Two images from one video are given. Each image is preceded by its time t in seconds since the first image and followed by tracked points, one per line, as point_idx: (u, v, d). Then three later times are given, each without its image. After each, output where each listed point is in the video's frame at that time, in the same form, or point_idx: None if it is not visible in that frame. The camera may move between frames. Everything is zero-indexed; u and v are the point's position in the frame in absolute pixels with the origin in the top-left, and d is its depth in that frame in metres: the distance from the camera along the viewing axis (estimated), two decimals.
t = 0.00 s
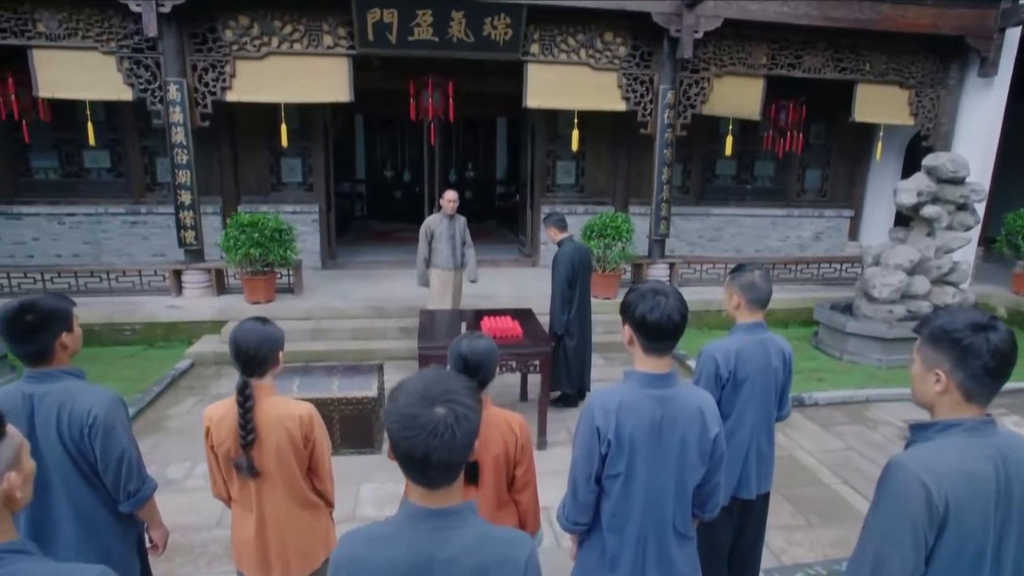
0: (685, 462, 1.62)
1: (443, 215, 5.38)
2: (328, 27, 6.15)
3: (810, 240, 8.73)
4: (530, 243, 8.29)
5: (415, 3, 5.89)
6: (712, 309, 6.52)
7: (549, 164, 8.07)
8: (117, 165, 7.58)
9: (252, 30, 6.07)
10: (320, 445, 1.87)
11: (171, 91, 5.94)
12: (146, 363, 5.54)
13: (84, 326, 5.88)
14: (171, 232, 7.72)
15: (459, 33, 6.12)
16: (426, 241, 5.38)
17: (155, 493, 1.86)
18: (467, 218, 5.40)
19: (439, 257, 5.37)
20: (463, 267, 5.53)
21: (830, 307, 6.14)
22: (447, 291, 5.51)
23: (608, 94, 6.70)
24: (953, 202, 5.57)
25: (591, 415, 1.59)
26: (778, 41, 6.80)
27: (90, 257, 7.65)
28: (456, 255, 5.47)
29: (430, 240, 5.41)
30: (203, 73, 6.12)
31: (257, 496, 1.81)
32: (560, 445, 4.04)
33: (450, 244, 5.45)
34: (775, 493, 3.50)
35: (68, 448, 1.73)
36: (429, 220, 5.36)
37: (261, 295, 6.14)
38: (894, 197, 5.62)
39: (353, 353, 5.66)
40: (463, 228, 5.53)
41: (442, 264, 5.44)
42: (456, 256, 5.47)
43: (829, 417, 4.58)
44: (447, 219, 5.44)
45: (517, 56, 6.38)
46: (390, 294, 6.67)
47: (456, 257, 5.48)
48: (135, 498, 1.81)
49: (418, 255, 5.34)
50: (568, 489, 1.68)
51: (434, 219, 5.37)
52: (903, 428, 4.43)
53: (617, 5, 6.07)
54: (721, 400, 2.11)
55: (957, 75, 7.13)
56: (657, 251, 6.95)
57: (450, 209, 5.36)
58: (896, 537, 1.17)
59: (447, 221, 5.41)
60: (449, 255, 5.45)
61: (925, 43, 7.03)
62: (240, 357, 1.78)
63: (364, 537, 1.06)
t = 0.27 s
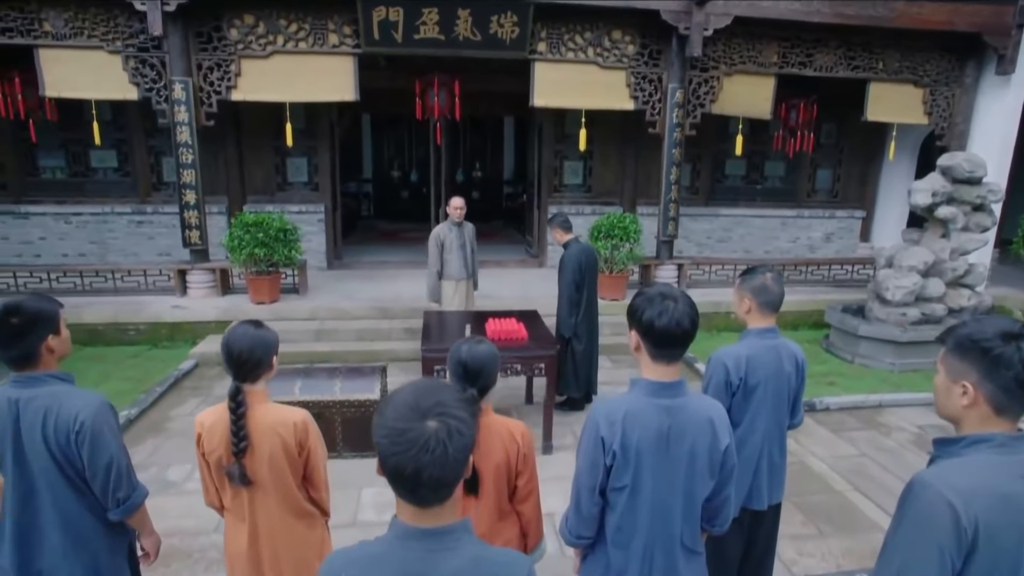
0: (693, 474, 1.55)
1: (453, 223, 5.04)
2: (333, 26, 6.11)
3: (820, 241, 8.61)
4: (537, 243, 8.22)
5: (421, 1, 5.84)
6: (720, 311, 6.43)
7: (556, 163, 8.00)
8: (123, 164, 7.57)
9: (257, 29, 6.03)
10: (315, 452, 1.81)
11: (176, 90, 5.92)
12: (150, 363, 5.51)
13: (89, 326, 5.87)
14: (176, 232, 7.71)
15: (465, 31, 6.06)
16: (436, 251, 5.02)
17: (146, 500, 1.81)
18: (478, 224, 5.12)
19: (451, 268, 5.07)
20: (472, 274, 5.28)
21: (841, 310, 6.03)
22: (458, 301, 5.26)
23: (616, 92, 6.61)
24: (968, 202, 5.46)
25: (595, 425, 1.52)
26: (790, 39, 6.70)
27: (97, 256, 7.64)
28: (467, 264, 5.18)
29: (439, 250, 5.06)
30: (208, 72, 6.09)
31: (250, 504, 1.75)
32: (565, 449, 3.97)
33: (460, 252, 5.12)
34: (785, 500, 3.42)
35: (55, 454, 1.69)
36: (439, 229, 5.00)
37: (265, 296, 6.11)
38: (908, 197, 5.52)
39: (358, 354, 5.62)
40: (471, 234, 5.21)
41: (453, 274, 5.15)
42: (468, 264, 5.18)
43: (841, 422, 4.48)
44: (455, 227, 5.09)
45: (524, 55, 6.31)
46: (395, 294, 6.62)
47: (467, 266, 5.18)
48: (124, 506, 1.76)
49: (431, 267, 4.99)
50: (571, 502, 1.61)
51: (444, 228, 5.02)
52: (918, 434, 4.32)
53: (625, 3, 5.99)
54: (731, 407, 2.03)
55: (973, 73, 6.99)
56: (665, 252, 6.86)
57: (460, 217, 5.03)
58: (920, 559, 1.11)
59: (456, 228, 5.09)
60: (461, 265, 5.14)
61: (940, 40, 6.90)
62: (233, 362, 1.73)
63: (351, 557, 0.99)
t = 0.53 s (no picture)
0: (703, 489, 1.47)
1: (462, 225, 4.85)
2: (339, 24, 6.06)
3: (831, 243, 8.48)
4: (544, 243, 8.14)
5: None
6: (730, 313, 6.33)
7: (564, 163, 7.92)
8: (130, 164, 7.57)
9: (263, 28, 6.00)
10: (310, 463, 1.75)
11: (181, 90, 5.89)
12: (154, 364, 5.49)
13: (94, 326, 5.85)
14: (183, 232, 7.69)
15: (471, 30, 6.00)
16: (447, 254, 4.85)
17: (136, 509, 1.76)
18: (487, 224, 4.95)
19: (462, 271, 4.92)
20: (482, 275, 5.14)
21: (853, 313, 5.92)
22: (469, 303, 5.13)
23: (625, 91, 6.53)
24: (985, 203, 5.34)
25: (600, 436, 1.45)
26: (801, 37, 6.59)
27: (103, 256, 7.64)
28: (477, 266, 5.02)
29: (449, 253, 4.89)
30: (213, 72, 6.06)
31: (241, 515, 1.70)
32: (572, 455, 3.90)
33: (470, 254, 4.96)
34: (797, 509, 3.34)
35: (40, 461, 1.64)
36: (449, 232, 4.82)
37: (269, 296, 6.07)
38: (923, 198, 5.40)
39: (362, 355, 5.57)
40: (480, 234, 5.04)
41: (464, 276, 5.00)
42: (477, 266, 5.02)
43: (853, 429, 4.39)
44: (464, 228, 4.91)
45: (531, 53, 6.24)
46: (400, 295, 6.57)
47: (477, 268, 5.02)
48: (112, 516, 1.70)
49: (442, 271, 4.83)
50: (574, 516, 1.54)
51: (453, 230, 4.84)
52: (933, 441, 4.22)
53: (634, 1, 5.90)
54: (742, 416, 1.96)
55: (989, 72, 6.86)
56: (673, 253, 6.77)
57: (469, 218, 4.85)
58: None
59: (466, 230, 4.91)
60: (471, 267, 4.99)
61: (956, 38, 6.76)
62: (224, 369, 1.67)
63: None
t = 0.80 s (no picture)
0: (712, 504, 1.40)
1: (472, 229, 4.73)
2: (343, 24, 6.02)
3: (841, 244, 8.38)
4: (550, 244, 8.08)
5: None
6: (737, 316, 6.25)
7: (570, 164, 7.86)
8: (135, 164, 7.55)
9: (267, 27, 5.97)
10: (304, 472, 1.70)
11: (186, 90, 5.87)
12: (157, 364, 5.47)
13: (98, 326, 5.84)
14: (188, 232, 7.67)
15: (477, 29, 5.94)
16: (453, 257, 4.77)
17: (128, 518, 1.71)
18: (498, 230, 4.76)
19: (468, 276, 4.82)
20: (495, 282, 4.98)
21: (864, 316, 5.82)
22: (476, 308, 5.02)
23: (632, 91, 6.45)
24: (1000, 205, 5.24)
25: (604, 448, 1.39)
26: (811, 36, 6.50)
27: (108, 256, 7.63)
28: (486, 271, 4.88)
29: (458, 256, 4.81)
30: (217, 71, 6.03)
31: (234, 526, 1.65)
32: (577, 460, 3.84)
33: (479, 259, 4.83)
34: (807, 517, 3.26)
35: (28, 469, 1.59)
36: (457, 234, 4.73)
37: (273, 296, 6.04)
38: (936, 199, 5.31)
39: (366, 357, 5.53)
40: (493, 239, 4.89)
41: (471, 281, 4.89)
42: (487, 272, 4.89)
43: (864, 434, 4.30)
44: (475, 231, 4.79)
45: (537, 53, 6.18)
46: (404, 296, 6.53)
47: (486, 273, 4.89)
48: (103, 526, 1.66)
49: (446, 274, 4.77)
50: (578, 530, 1.48)
51: (462, 233, 4.74)
52: (947, 447, 4.13)
53: None
54: (753, 425, 1.89)
55: (1004, 70, 6.74)
56: (680, 255, 6.69)
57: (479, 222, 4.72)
58: None
59: (476, 234, 4.78)
60: (479, 272, 4.86)
61: (970, 36, 6.65)
62: (216, 375, 1.63)
63: None
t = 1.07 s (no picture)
0: (721, 523, 1.33)
1: (488, 231, 4.32)
2: (349, 23, 5.97)
3: (852, 246, 8.26)
4: (556, 245, 8.01)
5: None
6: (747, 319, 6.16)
7: (577, 164, 7.78)
8: (141, 164, 7.54)
9: (272, 26, 5.93)
10: (298, 485, 1.64)
11: (190, 89, 5.84)
12: (161, 365, 5.45)
13: (102, 327, 5.82)
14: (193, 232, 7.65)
15: (483, 28, 5.88)
16: (464, 261, 4.38)
17: (117, 529, 1.66)
18: (516, 236, 4.31)
19: (479, 282, 4.41)
20: (511, 293, 4.52)
21: (875, 319, 5.71)
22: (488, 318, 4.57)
23: (640, 91, 6.37)
24: (1017, 206, 5.12)
25: (608, 464, 1.32)
26: (823, 34, 6.39)
27: (114, 256, 7.62)
28: (501, 279, 4.44)
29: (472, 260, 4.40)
30: (222, 71, 6.00)
31: (226, 539, 1.60)
32: (582, 465, 3.78)
33: (494, 265, 4.41)
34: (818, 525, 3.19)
35: (14, 479, 1.54)
36: (471, 236, 4.33)
37: (277, 297, 6.00)
38: (952, 200, 5.20)
39: (370, 359, 5.49)
40: (512, 245, 4.44)
41: (483, 288, 4.45)
42: (501, 279, 4.44)
43: (876, 441, 4.22)
44: (492, 234, 4.36)
45: (544, 52, 6.11)
46: (409, 297, 6.48)
47: (501, 281, 4.44)
48: (91, 538, 1.60)
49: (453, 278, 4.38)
50: (581, 547, 1.42)
51: (477, 235, 4.33)
52: (961, 455, 4.03)
53: None
54: (765, 436, 1.83)
55: (1020, 69, 6.61)
56: (689, 256, 6.60)
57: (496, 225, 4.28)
58: None
59: (492, 238, 4.36)
60: (493, 280, 4.42)
61: (986, 34, 6.53)
62: (206, 383, 1.58)
63: None
